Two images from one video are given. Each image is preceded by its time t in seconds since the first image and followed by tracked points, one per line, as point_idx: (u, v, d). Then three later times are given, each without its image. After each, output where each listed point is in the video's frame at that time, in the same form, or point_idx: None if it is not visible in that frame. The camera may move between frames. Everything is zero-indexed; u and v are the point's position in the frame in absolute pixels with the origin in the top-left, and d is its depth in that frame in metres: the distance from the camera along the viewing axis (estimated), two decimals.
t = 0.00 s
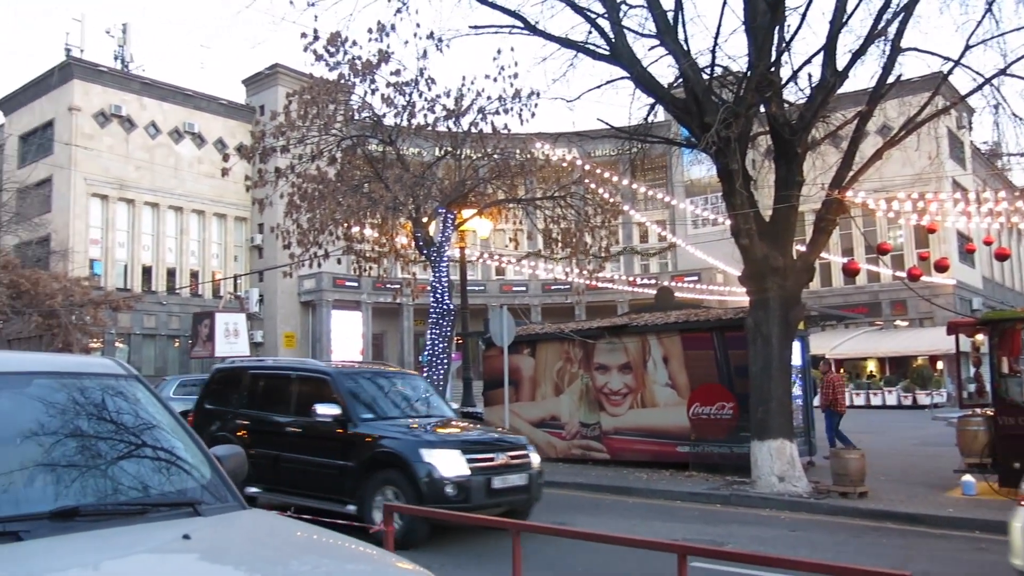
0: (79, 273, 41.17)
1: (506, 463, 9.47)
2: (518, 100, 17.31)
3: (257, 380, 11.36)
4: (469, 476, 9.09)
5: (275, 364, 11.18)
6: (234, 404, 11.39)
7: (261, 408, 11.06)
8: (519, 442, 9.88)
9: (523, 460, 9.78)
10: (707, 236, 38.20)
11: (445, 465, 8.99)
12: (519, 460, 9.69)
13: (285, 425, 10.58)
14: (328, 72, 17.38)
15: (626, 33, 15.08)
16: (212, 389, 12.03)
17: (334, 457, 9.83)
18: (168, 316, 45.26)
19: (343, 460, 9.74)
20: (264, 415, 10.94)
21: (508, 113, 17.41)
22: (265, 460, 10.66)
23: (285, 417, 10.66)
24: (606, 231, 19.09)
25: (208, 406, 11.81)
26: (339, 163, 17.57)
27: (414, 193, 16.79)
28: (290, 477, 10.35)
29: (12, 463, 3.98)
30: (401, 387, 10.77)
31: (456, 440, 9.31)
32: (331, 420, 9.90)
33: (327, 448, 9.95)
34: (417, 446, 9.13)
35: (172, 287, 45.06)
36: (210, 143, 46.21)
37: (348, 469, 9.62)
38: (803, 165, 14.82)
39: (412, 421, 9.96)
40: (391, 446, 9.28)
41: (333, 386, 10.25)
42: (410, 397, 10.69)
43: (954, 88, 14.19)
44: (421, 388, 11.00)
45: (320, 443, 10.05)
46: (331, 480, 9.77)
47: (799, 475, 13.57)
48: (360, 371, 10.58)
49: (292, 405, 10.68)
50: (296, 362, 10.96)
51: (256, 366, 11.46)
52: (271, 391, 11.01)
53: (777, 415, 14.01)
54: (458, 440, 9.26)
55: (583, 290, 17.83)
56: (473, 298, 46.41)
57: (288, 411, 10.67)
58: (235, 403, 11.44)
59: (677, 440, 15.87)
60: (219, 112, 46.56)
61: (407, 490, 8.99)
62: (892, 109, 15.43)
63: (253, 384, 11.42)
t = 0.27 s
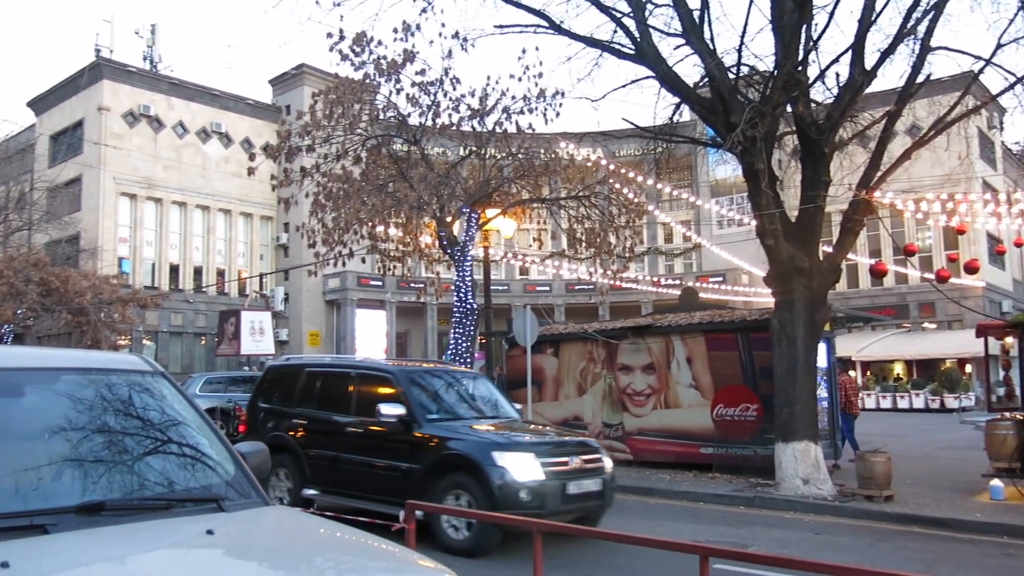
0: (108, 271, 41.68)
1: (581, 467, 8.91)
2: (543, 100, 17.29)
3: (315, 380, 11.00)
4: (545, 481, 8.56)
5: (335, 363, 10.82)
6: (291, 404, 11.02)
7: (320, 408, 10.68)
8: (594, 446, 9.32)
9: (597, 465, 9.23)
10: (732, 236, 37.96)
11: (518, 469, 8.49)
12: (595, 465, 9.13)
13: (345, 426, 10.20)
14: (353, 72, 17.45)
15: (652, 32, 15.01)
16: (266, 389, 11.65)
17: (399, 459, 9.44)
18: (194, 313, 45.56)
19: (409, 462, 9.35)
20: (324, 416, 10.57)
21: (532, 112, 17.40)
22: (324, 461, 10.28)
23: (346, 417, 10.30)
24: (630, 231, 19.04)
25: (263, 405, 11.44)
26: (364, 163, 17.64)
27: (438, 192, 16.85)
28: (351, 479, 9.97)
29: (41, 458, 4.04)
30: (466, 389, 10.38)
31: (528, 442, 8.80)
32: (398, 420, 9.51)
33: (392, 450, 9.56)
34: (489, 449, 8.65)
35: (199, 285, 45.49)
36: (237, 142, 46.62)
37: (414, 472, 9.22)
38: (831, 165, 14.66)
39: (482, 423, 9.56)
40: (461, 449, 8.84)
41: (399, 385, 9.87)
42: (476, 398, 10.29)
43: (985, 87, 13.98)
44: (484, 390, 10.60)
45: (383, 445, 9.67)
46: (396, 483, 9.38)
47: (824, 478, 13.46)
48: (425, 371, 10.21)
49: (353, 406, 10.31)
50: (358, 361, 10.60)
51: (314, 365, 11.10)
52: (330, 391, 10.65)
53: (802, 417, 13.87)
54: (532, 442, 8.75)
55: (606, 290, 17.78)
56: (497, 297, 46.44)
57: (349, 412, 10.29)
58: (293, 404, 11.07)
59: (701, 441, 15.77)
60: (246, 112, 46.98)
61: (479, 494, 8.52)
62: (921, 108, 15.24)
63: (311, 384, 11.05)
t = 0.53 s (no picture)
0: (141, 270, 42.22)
1: (673, 474, 8.42)
2: (570, 99, 17.29)
3: (382, 378, 10.70)
4: (638, 489, 8.08)
5: (405, 362, 10.49)
6: (356, 404, 10.72)
7: (389, 409, 10.34)
8: (684, 452, 8.81)
9: (689, 471, 8.73)
10: (762, 235, 37.69)
11: (611, 476, 8.01)
12: (686, 472, 8.63)
13: (418, 428, 9.83)
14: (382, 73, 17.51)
15: (681, 30, 14.93)
16: (330, 390, 11.32)
17: (478, 464, 9.04)
18: (225, 313, 45.95)
19: (490, 467, 8.93)
20: (393, 416, 10.23)
21: (560, 112, 17.40)
22: (396, 465, 9.92)
23: (418, 419, 9.94)
24: (658, 230, 18.99)
25: (327, 406, 11.11)
26: (393, 163, 17.74)
27: (467, 192, 16.91)
28: (424, 484, 9.59)
29: (76, 454, 4.09)
30: (542, 390, 9.97)
31: (621, 447, 8.32)
32: (477, 423, 9.11)
33: (470, 453, 9.17)
34: (579, 454, 8.17)
35: (229, 284, 45.95)
36: (266, 143, 47.06)
37: (497, 477, 8.81)
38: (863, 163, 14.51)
39: (565, 425, 9.14)
40: (546, 453, 8.39)
41: (476, 386, 9.50)
42: (554, 399, 9.88)
43: (1022, 83, 13.74)
44: (560, 390, 10.19)
45: (460, 448, 9.29)
46: (476, 488, 8.99)
47: (856, 479, 13.31)
48: (501, 371, 9.83)
49: (425, 407, 9.95)
50: (429, 360, 10.25)
51: (381, 364, 10.76)
52: (399, 391, 10.32)
53: (833, 417, 13.71)
54: (624, 448, 8.26)
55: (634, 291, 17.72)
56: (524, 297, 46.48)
57: (421, 413, 9.94)
58: (358, 404, 10.77)
59: (730, 442, 15.64)
60: (275, 112, 47.45)
61: (568, 502, 8.06)
62: (954, 105, 15.02)
63: (379, 384, 10.72)
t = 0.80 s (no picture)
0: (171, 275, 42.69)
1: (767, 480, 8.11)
2: (595, 98, 17.25)
3: (455, 382, 10.57)
4: (736, 496, 7.79)
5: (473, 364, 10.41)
6: (429, 408, 10.62)
7: (462, 413, 10.22)
8: (775, 456, 8.51)
9: (782, 476, 8.41)
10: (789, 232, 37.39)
11: (706, 482, 7.73)
12: (778, 477, 8.34)
13: (490, 432, 9.72)
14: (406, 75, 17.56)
15: (706, 26, 14.83)
16: (396, 393, 11.29)
17: (556, 469, 8.86)
18: (253, 315, 46.47)
19: (569, 472, 8.72)
20: (467, 420, 10.09)
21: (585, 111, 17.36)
22: (468, 470, 9.80)
23: (489, 422, 9.83)
24: (686, 228, 18.91)
25: (394, 410, 11.07)
26: (418, 165, 17.79)
27: (492, 193, 16.93)
28: (500, 490, 9.42)
29: (112, 458, 4.12)
30: (617, 389, 9.76)
31: (714, 451, 8.02)
32: (554, 425, 8.95)
33: (547, 457, 9.00)
34: (670, 458, 7.90)
35: (258, 288, 46.33)
36: (293, 147, 47.40)
37: (577, 482, 8.59)
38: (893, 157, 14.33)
39: (642, 425, 8.92)
40: (633, 458, 8.15)
41: (549, 387, 9.36)
42: (633, 401, 9.64)
43: None
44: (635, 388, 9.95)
45: (535, 452, 9.14)
46: (554, 495, 8.79)
47: (890, 477, 13.16)
48: (575, 371, 9.68)
49: (496, 410, 9.85)
50: (499, 361, 10.16)
51: (449, 366, 10.70)
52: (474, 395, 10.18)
53: (867, 415, 13.56)
54: (717, 452, 7.98)
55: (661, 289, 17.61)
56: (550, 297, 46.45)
57: (496, 418, 9.78)
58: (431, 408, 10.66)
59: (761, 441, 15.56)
60: (301, 116, 47.81)
61: (659, 509, 7.80)
62: (986, 97, 14.79)
63: (446, 386, 10.65)
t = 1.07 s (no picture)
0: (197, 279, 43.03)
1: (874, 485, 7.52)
2: (617, 96, 17.18)
3: (520, 381, 9.99)
4: (843, 503, 7.21)
5: (543, 363, 9.76)
6: (494, 410, 10.04)
7: (530, 414, 9.63)
8: (876, 458, 7.90)
9: (887, 480, 7.81)
10: (816, 228, 37.05)
11: (811, 488, 7.16)
12: (884, 482, 7.76)
13: (566, 437, 9.05)
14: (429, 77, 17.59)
15: (729, 22, 14.73)
16: (458, 394, 10.69)
17: (645, 477, 8.19)
18: (279, 318, 46.76)
19: (655, 479, 8.09)
20: (537, 423, 9.49)
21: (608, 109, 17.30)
22: (540, 476, 9.18)
23: (564, 426, 9.18)
24: (711, 226, 18.77)
25: (456, 413, 10.47)
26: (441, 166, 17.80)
27: (516, 193, 16.91)
28: (576, 498, 8.81)
29: (145, 461, 4.14)
30: (705, 390, 9.05)
31: (816, 454, 7.44)
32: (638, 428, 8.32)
33: (632, 465, 8.35)
34: (769, 464, 7.31)
35: (283, 291, 46.64)
36: (316, 151, 47.65)
37: (666, 490, 7.96)
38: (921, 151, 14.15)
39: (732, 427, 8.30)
40: (725, 463, 7.56)
41: (632, 389, 8.69)
42: (716, 398, 9.01)
43: None
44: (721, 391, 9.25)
45: (618, 459, 8.48)
46: (641, 503, 8.16)
47: (923, 475, 12.99)
48: (659, 372, 8.98)
49: (572, 413, 9.19)
50: (573, 361, 9.49)
51: (517, 366, 10.07)
52: (543, 396, 9.58)
53: (899, 411, 13.39)
54: (821, 455, 7.40)
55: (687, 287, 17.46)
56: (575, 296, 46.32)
57: (569, 420, 9.17)
58: (494, 409, 10.08)
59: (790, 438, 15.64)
60: (324, 120, 48.06)
61: (762, 519, 7.22)
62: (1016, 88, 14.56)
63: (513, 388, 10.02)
